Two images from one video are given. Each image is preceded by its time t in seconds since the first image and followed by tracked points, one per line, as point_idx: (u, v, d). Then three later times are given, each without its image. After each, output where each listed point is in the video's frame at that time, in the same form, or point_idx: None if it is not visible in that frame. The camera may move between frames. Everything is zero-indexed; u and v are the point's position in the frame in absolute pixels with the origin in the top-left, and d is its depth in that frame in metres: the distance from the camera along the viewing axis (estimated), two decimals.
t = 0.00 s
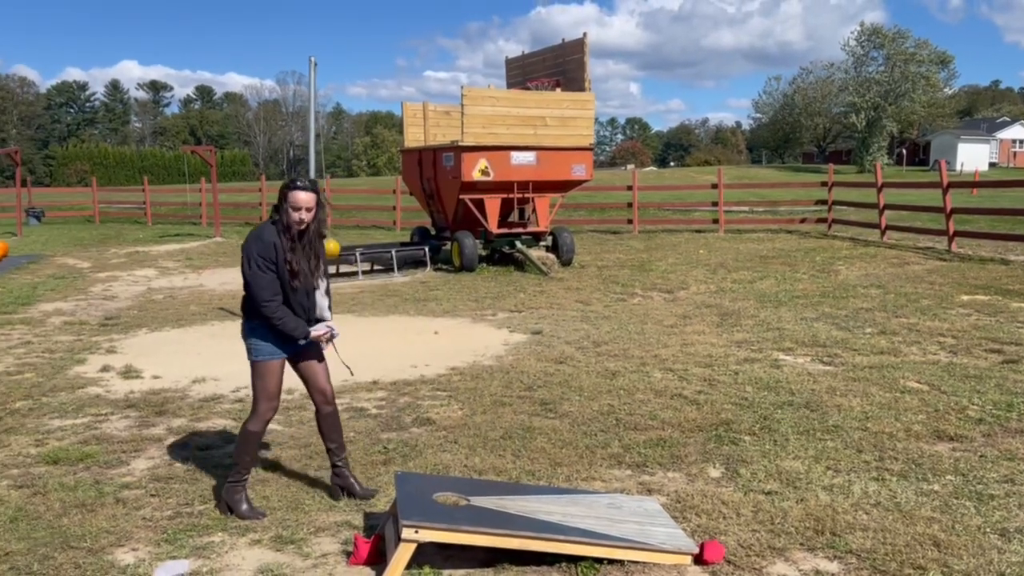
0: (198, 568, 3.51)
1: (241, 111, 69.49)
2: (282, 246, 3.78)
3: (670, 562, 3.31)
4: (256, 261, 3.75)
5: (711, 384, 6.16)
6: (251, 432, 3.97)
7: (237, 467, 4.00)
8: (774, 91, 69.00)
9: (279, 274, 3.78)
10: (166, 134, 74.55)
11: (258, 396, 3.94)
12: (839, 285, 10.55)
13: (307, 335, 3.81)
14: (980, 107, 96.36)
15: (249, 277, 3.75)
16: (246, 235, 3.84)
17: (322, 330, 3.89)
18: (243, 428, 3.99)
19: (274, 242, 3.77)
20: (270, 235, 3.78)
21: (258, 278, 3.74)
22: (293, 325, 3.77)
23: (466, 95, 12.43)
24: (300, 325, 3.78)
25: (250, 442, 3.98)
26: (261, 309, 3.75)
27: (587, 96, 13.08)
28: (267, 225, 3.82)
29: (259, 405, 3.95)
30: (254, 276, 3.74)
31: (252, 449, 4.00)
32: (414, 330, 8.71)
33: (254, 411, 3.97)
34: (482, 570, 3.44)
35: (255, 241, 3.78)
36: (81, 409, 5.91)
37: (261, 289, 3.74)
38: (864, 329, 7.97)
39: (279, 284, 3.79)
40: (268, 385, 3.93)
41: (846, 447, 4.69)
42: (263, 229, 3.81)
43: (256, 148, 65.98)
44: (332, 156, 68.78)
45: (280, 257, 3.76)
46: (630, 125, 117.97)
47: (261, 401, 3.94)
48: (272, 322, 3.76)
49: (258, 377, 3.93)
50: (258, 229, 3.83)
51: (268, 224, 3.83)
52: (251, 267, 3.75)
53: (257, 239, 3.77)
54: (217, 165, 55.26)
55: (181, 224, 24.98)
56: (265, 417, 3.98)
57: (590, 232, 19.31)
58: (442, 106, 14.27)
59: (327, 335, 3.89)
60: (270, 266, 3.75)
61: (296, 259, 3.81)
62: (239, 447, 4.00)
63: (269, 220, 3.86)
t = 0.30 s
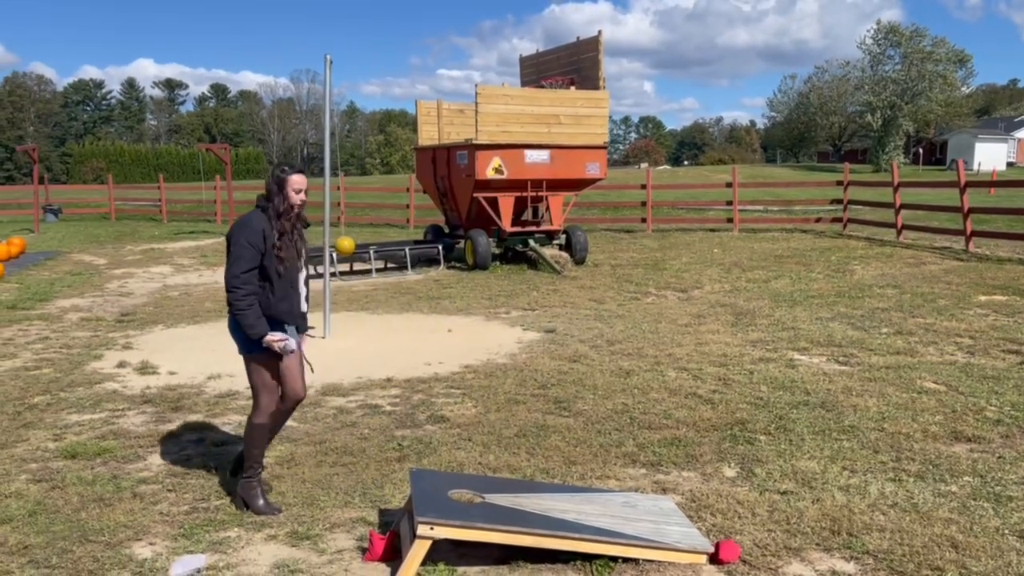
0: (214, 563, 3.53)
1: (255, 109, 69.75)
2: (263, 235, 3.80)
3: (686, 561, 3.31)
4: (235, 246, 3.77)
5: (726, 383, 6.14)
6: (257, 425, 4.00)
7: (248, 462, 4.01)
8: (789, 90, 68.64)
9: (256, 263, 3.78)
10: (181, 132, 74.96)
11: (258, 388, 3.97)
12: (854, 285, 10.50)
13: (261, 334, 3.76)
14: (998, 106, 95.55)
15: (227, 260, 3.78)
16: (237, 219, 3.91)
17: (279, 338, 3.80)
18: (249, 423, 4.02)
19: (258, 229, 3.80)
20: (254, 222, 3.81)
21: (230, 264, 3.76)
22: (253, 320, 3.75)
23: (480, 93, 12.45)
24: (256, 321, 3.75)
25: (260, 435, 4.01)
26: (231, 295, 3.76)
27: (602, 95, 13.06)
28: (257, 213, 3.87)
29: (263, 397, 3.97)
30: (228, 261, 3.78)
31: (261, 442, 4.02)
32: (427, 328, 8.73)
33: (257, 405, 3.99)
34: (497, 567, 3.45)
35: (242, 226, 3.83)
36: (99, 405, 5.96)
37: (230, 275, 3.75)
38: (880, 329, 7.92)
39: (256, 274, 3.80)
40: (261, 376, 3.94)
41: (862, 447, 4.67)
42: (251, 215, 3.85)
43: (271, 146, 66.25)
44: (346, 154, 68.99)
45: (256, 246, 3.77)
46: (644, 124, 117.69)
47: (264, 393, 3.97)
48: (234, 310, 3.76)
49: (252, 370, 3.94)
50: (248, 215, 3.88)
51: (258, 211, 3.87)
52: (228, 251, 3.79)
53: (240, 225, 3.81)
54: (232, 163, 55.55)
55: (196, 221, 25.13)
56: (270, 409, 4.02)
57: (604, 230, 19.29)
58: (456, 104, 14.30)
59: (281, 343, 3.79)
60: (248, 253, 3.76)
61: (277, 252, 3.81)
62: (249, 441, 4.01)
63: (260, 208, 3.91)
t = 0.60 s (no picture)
0: (222, 558, 3.54)
1: (261, 106, 69.82)
2: (262, 230, 3.81)
3: (693, 559, 3.31)
4: (234, 240, 3.78)
5: (733, 382, 6.13)
6: (257, 418, 4.00)
7: (252, 457, 4.01)
8: (795, 88, 68.45)
9: (256, 257, 3.79)
10: (186, 129, 75.08)
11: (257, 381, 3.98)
12: (861, 284, 10.47)
13: (257, 332, 3.76)
14: (1005, 104, 95.19)
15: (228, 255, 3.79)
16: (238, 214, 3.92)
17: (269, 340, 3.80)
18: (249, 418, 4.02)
19: (258, 224, 3.81)
20: (253, 218, 3.82)
21: (231, 259, 3.77)
22: (251, 317, 3.75)
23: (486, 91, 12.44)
24: (254, 318, 3.75)
25: (259, 428, 4.01)
26: (232, 290, 3.78)
27: (608, 93, 13.04)
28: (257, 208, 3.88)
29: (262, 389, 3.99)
30: (229, 255, 3.78)
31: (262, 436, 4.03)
32: (433, 325, 8.73)
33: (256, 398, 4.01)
34: (503, 565, 3.45)
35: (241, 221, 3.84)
36: (106, 401, 5.97)
37: (232, 270, 3.76)
38: (887, 329, 7.89)
39: (256, 269, 3.81)
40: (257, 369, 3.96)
41: (869, 446, 4.65)
42: (251, 211, 3.85)
43: (277, 143, 66.30)
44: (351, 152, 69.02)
45: (257, 241, 3.79)
46: (649, 122, 117.52)
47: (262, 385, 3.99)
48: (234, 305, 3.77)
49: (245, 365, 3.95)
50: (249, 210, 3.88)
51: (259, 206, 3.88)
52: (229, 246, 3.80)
53: (242, 219, 3.82)
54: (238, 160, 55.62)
55: (202, 218, 25.16)
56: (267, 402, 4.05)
57: (609, 228, 19.26)
58: (462, 102, 14.29)
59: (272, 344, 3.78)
60: (247, 247, 3.76)
61: (276, 248, 3.81)
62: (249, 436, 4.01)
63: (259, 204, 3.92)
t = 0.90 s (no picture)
0: (222, 554, 3.54)
1: (258, 102, 69.70)
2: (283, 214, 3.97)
3: (692, 554, 3.31)
4: (270, 230, 3.86)
5: (731, 378, 6.13)
6: (286, 399, 3.98)
7: (277, 441, 4.00)
8: (793, 85, 68.47)
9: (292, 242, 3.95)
10: (184, 126, 74.96)
11: (281, 365, 3.95)
12: (859, 281, 10.49)
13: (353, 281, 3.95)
14: (1003, 102, 95.32)
15: (268, 246, 3.85)
16: (240, 216, 3.92)
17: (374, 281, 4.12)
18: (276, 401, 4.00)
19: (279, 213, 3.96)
20: (269, 209, 3.93)
21: (282, 243, 3.86)
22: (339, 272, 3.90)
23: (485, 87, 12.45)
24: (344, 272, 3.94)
25: (286, 409, 4.00)
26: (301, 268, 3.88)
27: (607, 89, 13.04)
28: (260, 202, 3.97)
29: (292, 371, 3.96)
30: (274, 243, 3.85)
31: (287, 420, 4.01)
32: (432, 322, 8.73)
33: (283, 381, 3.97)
34: (504, 560, 3.45)
35: (256, 215, 3.91)
36: (105, 396, 5.97)
37: (291, 250, 3.86)
38: (885, 325, 7.90)
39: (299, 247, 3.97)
40: (286, 352, 3.95)
41: (868, 443, 4.66)
42: (258, 205, 3.93)
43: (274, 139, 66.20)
44: (349, 148, 68.92)
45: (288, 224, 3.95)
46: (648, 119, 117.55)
47: (291, 367, 3.96)
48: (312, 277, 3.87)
49: (270, 350, 3.94)
50: (254, 206, 3.95)
51: (261, 199, 3.97)
52: (268, 236, 3.85)
53: (261, 212, 3.90)
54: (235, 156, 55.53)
55: (200, 215, 25.10)
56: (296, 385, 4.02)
57: (607, 225, 19.27)
58: (460, 98, 14.29)
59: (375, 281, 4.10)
60: (285, 233, 3.91)
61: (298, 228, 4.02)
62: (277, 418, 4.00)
63: (254, 198, 3.99)
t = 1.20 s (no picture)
0: (205, 551, 3.52)
1: (241, 98, 69.22)
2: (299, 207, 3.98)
3: (677, 549, 3.32)
4: (294, 223, 3.85)
5: (715, 374, 6.16)
6: (315, 405, 3.99)
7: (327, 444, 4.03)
8: (776, 83, 68.82)
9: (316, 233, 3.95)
10: (165, 121, 74.36)
11: (303, 374, 3.96)
12: (841, 277, 10.56)
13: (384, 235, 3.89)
14: (982, 100, 96.25)
15: (293, 234, 3.84)
16: (256, 217, 3.91)
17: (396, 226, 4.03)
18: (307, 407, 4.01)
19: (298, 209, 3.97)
20: (284, 205, 3.93)
21: (305, 228, 3.85)
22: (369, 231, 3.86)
23: (469, 83, 12.43)
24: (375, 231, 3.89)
25: (322, 415, 4.01)
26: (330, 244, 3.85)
27: (591, 86, 13.05)
28: (273, 201, 3.97)
29: (313, 379, 3.96)
30: (297, 230, 3.84)
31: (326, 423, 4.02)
32: (416, 318, 8.71)
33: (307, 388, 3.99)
34: (489, 556, 3.45)
35: (274, 212, 3.90)
36: (85, 394, 5.91)
37: (315, 232, 3.84)
38: (867, 321, 7.96)
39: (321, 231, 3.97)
40: (303, 359, 3.96)
41: (850, 437, 4.70)
42: (272, 204, 3.93)
43: (257, 135, 65.80)
44: (332, 144, 68.60)
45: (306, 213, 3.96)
46: (632, 116, 117.80)
47: (313, 373, 3.96)
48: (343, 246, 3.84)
49: (290, 358, 3.95)
50: (267, 207, 3.94)
51: (273, 199, 3.97)
52: (291, 226, 3.84)
53: (276, 210, 3.90)
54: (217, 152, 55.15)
55: (181, 211, 24.92)
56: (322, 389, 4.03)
57: (592, 222, 19.30)
58: (444, 94, 14.26)
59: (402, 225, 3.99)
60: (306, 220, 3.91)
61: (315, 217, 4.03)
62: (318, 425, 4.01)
63: (267, 199, 3.98)
